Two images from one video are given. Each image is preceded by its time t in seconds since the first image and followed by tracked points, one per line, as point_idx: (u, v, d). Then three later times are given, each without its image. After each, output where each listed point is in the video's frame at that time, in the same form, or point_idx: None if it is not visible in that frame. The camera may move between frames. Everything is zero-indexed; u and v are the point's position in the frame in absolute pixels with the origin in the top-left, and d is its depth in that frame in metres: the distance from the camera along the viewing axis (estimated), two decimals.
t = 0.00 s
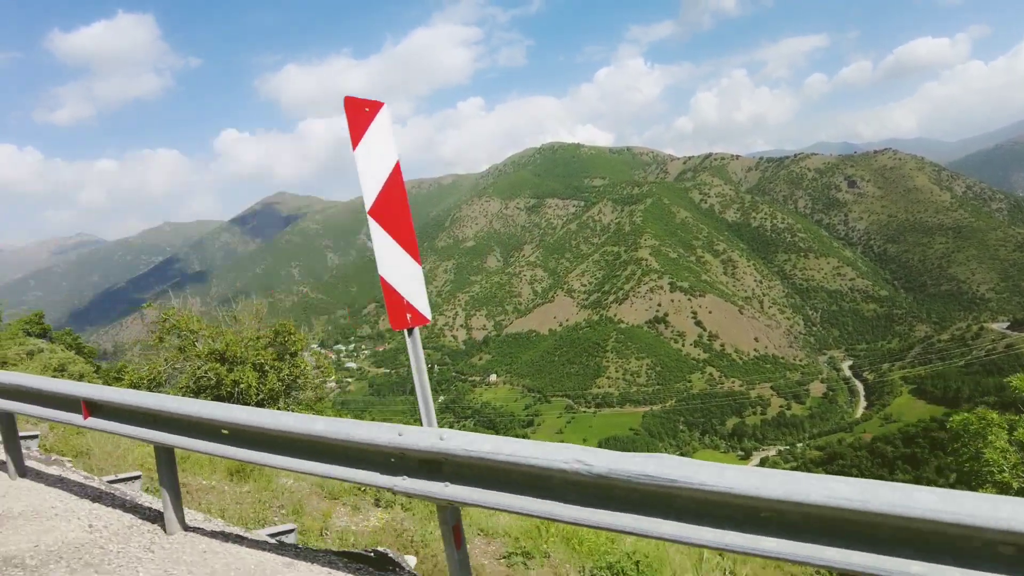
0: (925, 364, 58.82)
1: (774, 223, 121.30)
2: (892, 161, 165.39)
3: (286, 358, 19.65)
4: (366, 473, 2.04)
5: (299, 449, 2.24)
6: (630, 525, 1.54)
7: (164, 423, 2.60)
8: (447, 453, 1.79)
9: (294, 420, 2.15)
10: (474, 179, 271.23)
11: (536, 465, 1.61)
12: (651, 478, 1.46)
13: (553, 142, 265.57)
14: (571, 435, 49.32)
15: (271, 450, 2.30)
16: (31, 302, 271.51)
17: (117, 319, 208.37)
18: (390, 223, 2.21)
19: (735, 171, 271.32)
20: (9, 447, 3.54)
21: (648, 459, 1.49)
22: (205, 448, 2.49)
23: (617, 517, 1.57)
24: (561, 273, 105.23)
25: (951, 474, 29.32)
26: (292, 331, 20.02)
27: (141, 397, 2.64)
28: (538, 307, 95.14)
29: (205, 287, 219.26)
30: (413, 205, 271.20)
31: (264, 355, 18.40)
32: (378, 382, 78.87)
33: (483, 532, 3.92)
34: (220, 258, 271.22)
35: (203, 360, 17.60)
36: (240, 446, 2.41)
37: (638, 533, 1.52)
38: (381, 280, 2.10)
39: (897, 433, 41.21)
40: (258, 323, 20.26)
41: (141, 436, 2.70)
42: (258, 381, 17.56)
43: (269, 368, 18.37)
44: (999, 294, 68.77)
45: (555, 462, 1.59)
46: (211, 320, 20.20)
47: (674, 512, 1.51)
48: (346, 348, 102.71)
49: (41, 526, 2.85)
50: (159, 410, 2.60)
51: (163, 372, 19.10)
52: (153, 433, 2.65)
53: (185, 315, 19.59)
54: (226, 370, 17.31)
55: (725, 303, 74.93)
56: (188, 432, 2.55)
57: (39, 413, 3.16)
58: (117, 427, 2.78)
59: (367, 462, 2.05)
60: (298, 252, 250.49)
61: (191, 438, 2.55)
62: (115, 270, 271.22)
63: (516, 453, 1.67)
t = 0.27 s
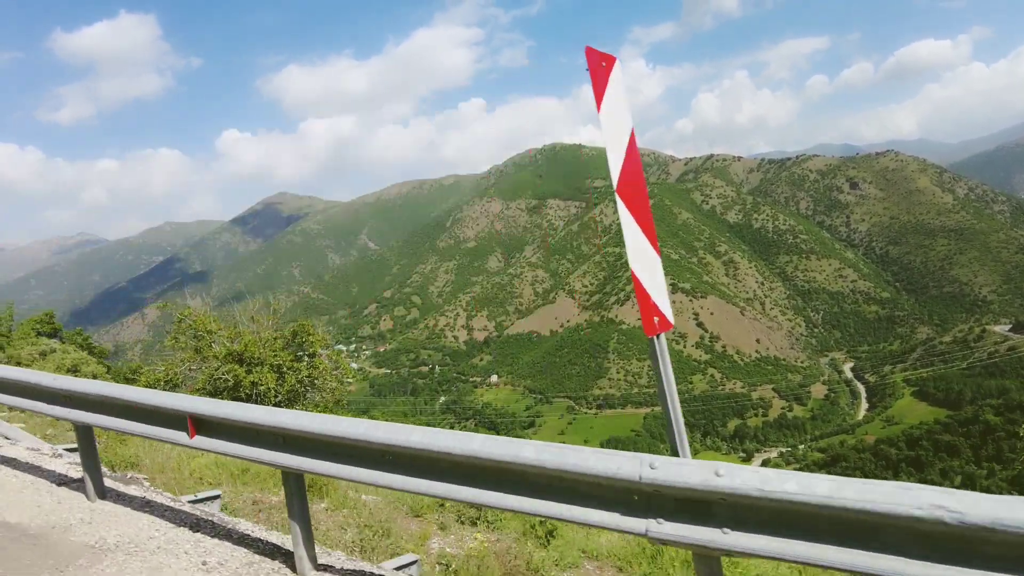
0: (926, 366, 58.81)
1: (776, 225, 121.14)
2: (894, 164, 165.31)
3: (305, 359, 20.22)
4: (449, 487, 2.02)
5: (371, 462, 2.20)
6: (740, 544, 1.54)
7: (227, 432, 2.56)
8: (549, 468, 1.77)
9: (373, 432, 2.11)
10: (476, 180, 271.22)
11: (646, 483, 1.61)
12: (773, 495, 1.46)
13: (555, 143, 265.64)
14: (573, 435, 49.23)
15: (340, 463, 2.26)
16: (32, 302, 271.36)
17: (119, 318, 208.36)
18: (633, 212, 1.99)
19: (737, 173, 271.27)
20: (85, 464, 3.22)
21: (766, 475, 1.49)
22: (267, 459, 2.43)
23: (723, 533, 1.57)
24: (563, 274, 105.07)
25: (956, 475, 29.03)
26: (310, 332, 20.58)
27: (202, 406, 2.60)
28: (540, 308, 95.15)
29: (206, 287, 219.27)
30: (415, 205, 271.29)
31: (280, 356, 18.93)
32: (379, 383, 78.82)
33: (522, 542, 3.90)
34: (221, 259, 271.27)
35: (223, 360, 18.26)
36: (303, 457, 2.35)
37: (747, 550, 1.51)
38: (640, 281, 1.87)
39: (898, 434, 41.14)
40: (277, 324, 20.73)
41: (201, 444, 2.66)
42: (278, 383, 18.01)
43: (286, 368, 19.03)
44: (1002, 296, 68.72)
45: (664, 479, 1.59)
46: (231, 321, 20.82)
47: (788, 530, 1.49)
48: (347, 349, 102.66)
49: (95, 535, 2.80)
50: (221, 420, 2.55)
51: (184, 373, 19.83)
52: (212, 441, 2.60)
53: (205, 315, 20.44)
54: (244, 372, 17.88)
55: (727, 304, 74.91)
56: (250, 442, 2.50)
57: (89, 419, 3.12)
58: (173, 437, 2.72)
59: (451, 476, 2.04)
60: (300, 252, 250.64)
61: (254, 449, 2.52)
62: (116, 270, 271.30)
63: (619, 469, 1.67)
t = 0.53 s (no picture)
0: (929, 367, 58.71)
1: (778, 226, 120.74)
2: (896, 165, 165.21)
3: (326, 360, 20.00)
4: (549, 505, 1.82)
5: (450, 470, 2.04)
6: (894, 573, 1.41)
7: (286, 437, 2.39)
8: (672, 486, 1.62)
9: (461, 440, 1.93)
10: (477, 180, 271.22)
11: (705, 492, 1.57)
12: (843, 508, 1.42)
13: (557, 143, 265.56)
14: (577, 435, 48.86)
15: (419, 470, 2.07)
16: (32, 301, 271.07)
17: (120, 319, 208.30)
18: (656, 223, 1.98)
19: (739, 173, 271.17)
20: (209, 494, 2.64)
21: (931, 495, 1.37)
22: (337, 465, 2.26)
23: (782, 544, 1.54)
24: (564, 274, 104.57)
25: (963, 477, 28.74)
26: (333, 333, 20.34)
27: (252, 410, 2.39)
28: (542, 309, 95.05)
29: (207, 287, 219.10)
30: (416, 206, 271.27)
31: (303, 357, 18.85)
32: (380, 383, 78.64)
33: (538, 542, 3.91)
34: (222, 258, 271.19)
35: (244, 361, 18.10)
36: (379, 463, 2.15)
37: (808, 563, 1.49)
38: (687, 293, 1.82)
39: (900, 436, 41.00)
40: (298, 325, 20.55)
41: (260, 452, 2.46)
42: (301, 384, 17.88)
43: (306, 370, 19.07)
44: (1004, 297, 68.62)
45: (823, 501, 1.43)
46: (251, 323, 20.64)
47: (951, 556, 1.37)
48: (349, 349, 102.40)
49: (152, 538, 2.60)
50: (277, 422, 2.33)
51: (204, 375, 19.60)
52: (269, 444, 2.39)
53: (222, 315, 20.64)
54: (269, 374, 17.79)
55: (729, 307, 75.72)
56: (313, 442, 2.32)
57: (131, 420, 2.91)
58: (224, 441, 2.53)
59: (546, 488, 1.86)
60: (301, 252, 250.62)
61: (310, 452, 2.33)
62: (117, 269, 271.18)
63: (752, 486, 1.52)
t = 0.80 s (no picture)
0: (931, 368, 58.56)
1: (780, 226, 120.51)
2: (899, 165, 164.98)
3: (350, 361, 20.13)
4: (623, 516, 1.68)
5: (505, 478, 1.90)
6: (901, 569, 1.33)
7: (327, 440, 2.27)
8: (670, 483, 1.55)
9: (531, 448, 1.78)
10: (479, 181, 271.25)
11: (705, 491, 1.50)
12: (845, 506, 1.35)
13: (558, 143, 265.52)
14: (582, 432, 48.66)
15: (475, 480, 1.93)
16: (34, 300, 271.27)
17: (121, 317, 208.40)
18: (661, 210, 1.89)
19: (741, 173, 271.14)
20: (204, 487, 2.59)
21: (935, 494, 1.30)
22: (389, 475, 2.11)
23: (779, 541, 1.48)
24: (566, 274, 104.37)
25: (967, 478, 28.59)
26: (357, 335, 20.41)
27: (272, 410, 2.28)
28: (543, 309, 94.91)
29: (209, 287, 219.14)
30: (418, 206, 271.24)
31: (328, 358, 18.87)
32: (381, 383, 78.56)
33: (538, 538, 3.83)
34: (224, 258, 271.30)
35: (272, 363, 18.14)
36: (421, 470, 2.03)
37: (807, 562, 1.42)
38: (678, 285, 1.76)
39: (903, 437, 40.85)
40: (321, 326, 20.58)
41: (304, 458, 2.33)
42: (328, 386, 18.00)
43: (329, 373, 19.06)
44: (1007, 298, 68.51)
45: (828, 498, 1.36)
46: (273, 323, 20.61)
47: (956, 555, 1.29)
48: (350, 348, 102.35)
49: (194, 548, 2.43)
50: (322, 425, 2.20)
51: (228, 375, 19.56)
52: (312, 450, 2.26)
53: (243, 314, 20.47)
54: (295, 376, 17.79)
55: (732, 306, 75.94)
56: (359, 448, 2.18)
57: (163, 425, 2.77)
58: (261, 447, 2.44)
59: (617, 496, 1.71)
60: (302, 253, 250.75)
61: (351, 457, 2.21)
62: (119, 269, 271.29)
63: (750, 482, 1.46)
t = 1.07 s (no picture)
0: (934, 368, 58.42)
1: (781, 226, 120.34)
2: (900, 165, 164.86)
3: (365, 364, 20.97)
4: (736, 533, 1.46)
5: (636, 498, 1.61)
6: None
7: (410, 450, 1.99)
8: (728, 488, 1.44)
9: (683, 469, 1.50)
10: (480, 180, 271.28)
11: (766, 492, 1.38)
12: (922, 513, 1.23)
13: (559, 143, 265.52)
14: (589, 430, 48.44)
15: (600, 499, 1.65)
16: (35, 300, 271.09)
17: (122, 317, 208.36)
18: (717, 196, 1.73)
19: (742, 173, 271.26)
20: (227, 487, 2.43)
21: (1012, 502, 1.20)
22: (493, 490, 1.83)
23: (846, 546, 1.35)
24: (567, 274, 104.19)
25: (975, 479, 28.44)
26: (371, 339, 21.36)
27: (292, 405, 2.17)
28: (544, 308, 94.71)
29: (210, 287, 219.04)
30: (419, 205, 271.21)
31: (346, 359, 19.91)
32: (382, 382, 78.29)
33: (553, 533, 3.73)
34: (225, 258, 271.29)
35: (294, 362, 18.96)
36: (447, 468, 1.92)
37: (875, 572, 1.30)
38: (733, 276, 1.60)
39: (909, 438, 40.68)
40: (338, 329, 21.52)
41: (384, 471, 2.05)
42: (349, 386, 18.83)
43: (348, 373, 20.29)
44: (1009, 298, 68.43)
45: (911, 507, 1.24)
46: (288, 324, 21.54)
47: None
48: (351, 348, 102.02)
49: (261, 573, 2.11)
50: (405, 433, 1.92)
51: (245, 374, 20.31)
52: (395, 466, 1.98)
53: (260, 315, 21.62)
54: (317, 377, 18.83)
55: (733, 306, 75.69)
56: (450, 459, 1.91)
57: (212, 431, 2.48)
58: (298, 452, 2.21)
59: (786, 520, 1.43)
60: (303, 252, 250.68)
61: (396, 463, 2.00)
62: (120, 269, 271.21)
63: (813, 489, 1.35)
